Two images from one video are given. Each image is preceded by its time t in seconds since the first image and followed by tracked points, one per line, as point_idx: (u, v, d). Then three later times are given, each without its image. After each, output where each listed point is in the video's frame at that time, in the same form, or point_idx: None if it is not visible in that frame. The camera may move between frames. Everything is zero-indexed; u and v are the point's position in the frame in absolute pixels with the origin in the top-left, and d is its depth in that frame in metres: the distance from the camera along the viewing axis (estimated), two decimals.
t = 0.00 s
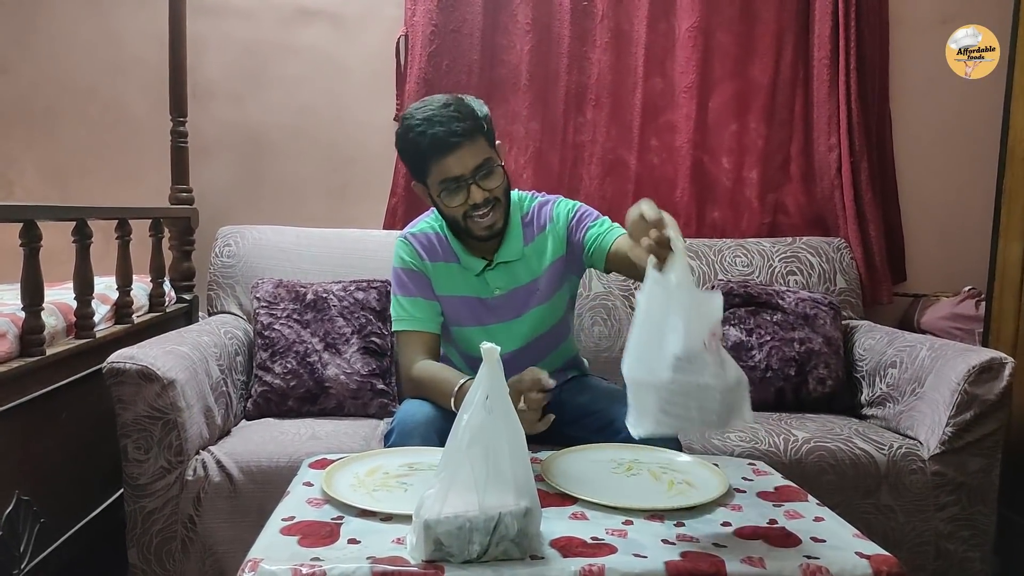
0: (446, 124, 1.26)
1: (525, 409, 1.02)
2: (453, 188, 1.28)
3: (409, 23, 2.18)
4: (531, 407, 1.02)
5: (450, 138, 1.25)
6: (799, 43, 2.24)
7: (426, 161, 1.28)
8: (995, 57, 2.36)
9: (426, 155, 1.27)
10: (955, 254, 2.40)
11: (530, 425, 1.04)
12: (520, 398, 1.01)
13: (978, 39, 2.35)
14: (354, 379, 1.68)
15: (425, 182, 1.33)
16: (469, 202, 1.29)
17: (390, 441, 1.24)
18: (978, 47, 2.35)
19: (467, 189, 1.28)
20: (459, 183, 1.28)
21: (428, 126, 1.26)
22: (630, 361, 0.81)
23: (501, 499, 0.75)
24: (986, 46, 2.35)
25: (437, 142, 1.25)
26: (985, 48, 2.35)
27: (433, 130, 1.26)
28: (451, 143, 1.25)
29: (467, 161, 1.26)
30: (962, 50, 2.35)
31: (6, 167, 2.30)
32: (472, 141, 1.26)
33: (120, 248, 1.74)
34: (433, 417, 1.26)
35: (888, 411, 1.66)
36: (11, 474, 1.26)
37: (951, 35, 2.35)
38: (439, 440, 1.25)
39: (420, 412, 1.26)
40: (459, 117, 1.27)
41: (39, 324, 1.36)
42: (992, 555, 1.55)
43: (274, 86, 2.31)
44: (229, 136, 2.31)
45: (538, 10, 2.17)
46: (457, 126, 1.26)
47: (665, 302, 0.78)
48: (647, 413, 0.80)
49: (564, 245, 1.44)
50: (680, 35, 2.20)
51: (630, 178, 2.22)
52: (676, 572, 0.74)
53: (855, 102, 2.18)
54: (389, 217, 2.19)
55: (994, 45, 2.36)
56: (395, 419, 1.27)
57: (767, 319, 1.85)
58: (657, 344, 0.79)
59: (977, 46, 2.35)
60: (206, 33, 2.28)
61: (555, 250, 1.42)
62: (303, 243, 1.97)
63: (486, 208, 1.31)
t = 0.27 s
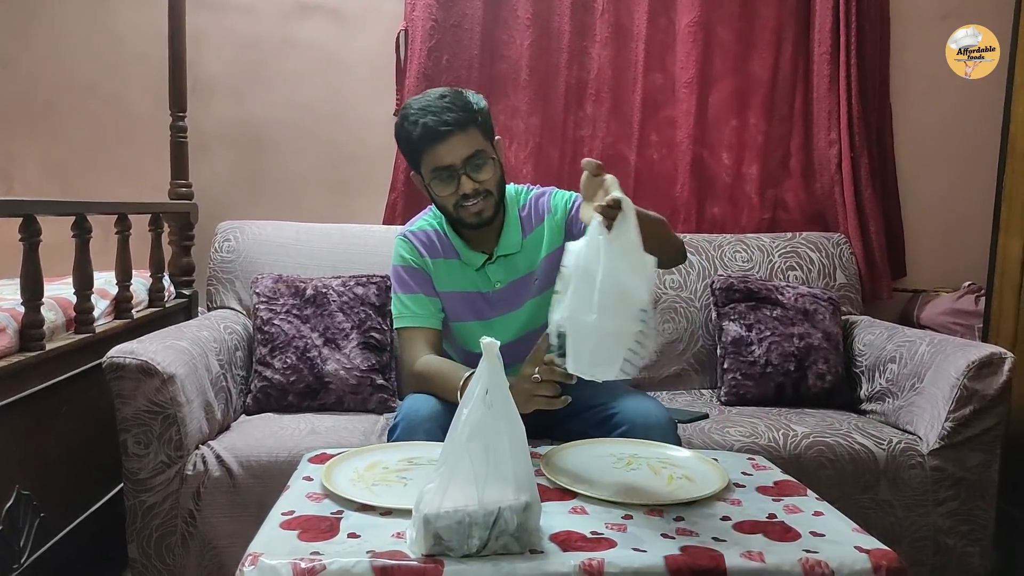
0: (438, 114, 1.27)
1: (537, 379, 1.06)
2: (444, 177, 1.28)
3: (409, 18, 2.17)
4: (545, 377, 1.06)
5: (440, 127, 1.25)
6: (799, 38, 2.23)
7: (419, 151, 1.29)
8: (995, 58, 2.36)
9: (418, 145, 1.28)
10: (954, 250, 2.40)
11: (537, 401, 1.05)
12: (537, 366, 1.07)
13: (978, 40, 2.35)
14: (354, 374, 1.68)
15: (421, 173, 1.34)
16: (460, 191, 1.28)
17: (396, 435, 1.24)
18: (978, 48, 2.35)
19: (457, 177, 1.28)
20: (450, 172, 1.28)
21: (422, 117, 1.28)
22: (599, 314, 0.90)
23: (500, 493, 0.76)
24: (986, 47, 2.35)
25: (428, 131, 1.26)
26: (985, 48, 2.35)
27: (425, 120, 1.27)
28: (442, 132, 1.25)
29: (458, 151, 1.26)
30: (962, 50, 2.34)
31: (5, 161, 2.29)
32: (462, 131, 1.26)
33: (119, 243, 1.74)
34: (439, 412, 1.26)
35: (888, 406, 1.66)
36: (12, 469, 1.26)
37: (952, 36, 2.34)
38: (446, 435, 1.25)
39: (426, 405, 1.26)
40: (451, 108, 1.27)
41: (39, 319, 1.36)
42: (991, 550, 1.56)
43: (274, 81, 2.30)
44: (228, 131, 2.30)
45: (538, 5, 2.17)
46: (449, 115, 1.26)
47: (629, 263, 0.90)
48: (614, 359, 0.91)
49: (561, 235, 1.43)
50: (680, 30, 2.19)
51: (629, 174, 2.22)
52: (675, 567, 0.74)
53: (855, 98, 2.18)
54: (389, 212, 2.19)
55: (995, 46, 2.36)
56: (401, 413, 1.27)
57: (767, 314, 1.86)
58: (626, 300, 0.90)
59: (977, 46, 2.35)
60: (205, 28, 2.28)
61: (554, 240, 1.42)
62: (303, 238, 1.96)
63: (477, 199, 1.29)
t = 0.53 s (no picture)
0: (442, 104, 1.29)
1: (532, 367, 1.07)
2: (440, 165, 1.30)
3: (412, 20, 2.18)
4: (540, 364, 1.06)
5: (441, 116, 1.28)
6: (802, 41, 2.23)
7: (420, 138, 1.31)
8: (996, 58, 2.36)
9: (419, 131, 1.30)
10: (956, 253, 2.40)
11: (535, 388, 1.07)
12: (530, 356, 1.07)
13: (978, 39, 2.34)
14: (356, 376, 1.68)
15: (419, 162, 1.36)
16: (454, 182, 1.30)
17: (395, 437, 1.24)
18: (978, 47, 2.35)
19: (453, 167, 1.30)
20: (446, 162, 1.30)
21: (425, 105, 1.30)
22: (610, 302, 0.98)
23: (503, 496, 0.76)
24: (986, 46, 2.35)
25: (428, 118, 1.28)
26: (985, 48, 2.35)
27: (428, 108, 1.29)
28: (443, 121, 1.28)
29: (456, 141, 1.29)
30: (962, 50, 2.34)
31: (8, 162, 2.30)
32: (463, 123, 1.29)
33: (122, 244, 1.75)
34: (440, 413, 1.25)
35: (890, 409, 1.66)
36: (15, 469, 1.27)
37: (952, 36, 2.34)
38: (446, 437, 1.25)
39: (425, 407, 1.25)
40: (456, 99, 1.30)
41: (43, 319, 1.36)
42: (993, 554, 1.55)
43: (277, 83, 2.30)
44: (231, 133, 2.31)
45: (541, 7, 2.17)
46: (451, 105, 1.29)
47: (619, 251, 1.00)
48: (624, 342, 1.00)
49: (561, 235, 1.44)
50: (683, 32, 2.20)
51: (632, 176, 2.22)
52: (678, 569, 0.74)
53: (858, 100, 2.18)
54: (391, 214, 2.19)
55: (994, 46, 2.35)
56: (401, 413, 1.26)
57: (770, 317, 1.85)
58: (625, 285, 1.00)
59: (977, 46, 2.34)
60: (208, 30, 2.28)
61: (553, 241, 1.43)
62: (305, 240, 1.97)
63: (470, 192, 1.31)
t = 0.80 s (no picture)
0: (449, 103, 1.31)
1: (544, 365, 1.07)
2: (442, 165, 1.31)
3: (414, 22, 2.18)
4: (554, 362, 1.07)
5: (448, 116, 1.29)
6: (804, 41, 2.23)
7: (424, 135, 1.32)
8: (995, 58, 2.36)
9: (424, 128, 1.31)
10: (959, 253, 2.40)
11: (545, 387, 1.06)
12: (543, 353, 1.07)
13: (978, 40, 2.34)
14: (358, 378, 1.68)
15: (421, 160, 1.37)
16: (456, 182, 1.31)
17: (397, 439, 1.24)
18: (978, 47, 2.34)
19: (456, 168, 1.31)
20: (449, 162, 1.31)
21: (432, 103, 1.31)
22: (615, 306, 0.99)
23: (505, 497, 0.76)
24: (986, 46, 2.34)
25: (435, 117, 1.29)
26: (985, 48, 2.34)
27: (435, 106, 1.30)
28: (449, 121, 1.29)
29: (460, 142, 1.30)
30: (962, 50, 2.34)
31: (11, 165, 2.30)
32: (469, 124, 1.30)
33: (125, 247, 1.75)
34: (441, 414, 1.25)
35: (893, 410, 1.66)
36: (18, 472, 1.27)
37: (952, 36, 2.34)
38: (448, 438, 1.25)
39: (427, 408, 1.25)
40: (463, 101, 1.31)
41: (46, 322, 1.36)
42: (997, 555, 1.55)
43: (278, 85, 2.31)
44: (233, 135, 2.31)
45: (542, 9, 2.18)
46: (458, 106, 1.30)
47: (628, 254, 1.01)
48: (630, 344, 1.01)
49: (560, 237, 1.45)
50: (684, 32, 2.19)
51: (634, 177, 2.22)
52: (681, 571, 0.74)
53: (860, 101, 2.18)
54: (393, 216, 2.19)
55: (994, 46, 2.35)
56: (402, 416, 1.26)
57: (772, 318, 1.85)
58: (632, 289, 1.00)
59: (977, 46, 2.34)
60: (210, 32, 2.29)
61: (552, 242, 1.43)
62: (308, 242, 1.97)
63: (470, 194, 1.32)
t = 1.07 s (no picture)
0: (453, 108, 1.30)
1: (547, 373, 1.06)
2: (445, 171, 1.31)
3: (414, 25, 2.18)
4: (557, 370, 1.07)
5: (452, 122, 1.29)
6: (803, 43, 2.23)
7: (427, 140, 1.31)
8: (995, 57, 2.36)
9: (427, 133, 1.31)
10: (959, 255, 2.40)
11: (547, 396, 1.06)
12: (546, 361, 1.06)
13: (978, 39, 2.34)
14: (359, 381, 1.68)
15: (422, 164, 1.37)
16: (459, 188, 1.31)
17: (398, 443, 1.24)
18: (978, 47, 2.35)
19: (459, 174, 1.31)
20: (452, 168, 1.31)
21: (435, 107, 1.31)
22: (615, 315, 0.99)
23: (506, 501, 0.76)
24: (986, 46, 2.35)
25: (439, 123, 1.29)
26: (985, 48, 2.35)
27: (438, 111, 1.30)
28: (453, 127, 1.29)
29: (464, 148, 1.30)
30: (962, 50, 2.34)
31: (12, 169, 2.31)
32: (472, 130, 1.30)
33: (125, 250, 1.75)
34: (441, 417, 1.25)
35: (894, 412, 1.66)
36: (19, 476, 1.27)
37: (952, 35, 2.34)
38: (448, 442, 1.24)
39: (427, 412, 1.25)
40: (466, 106, 1.30)
41: (46, 326, 1.36)
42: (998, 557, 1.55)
43: (279, 89, 2.31)
44: (233, 139, 2.31)
45: (542, 11, 2.18)
46: (462, 111, 1.30)
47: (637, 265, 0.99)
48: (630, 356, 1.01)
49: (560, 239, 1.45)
50: (685, 35, 2.20)
51: (634, 180, 2.22)
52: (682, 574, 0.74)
53: (860, 103, 2.18)
54: (394, 219, 2.20)
55: (994, 45, 2.35)
56: (402, 419, 1.27)
57: (772, 320, 1.85)
58: (639, 299, 1.00)
59: (977, 46, 2.35)
60: (211, 36, 2.29)
61: (552, 244, 1.43)
62: (308, 245, 1.97)
63: (473, 200, 1.32)
